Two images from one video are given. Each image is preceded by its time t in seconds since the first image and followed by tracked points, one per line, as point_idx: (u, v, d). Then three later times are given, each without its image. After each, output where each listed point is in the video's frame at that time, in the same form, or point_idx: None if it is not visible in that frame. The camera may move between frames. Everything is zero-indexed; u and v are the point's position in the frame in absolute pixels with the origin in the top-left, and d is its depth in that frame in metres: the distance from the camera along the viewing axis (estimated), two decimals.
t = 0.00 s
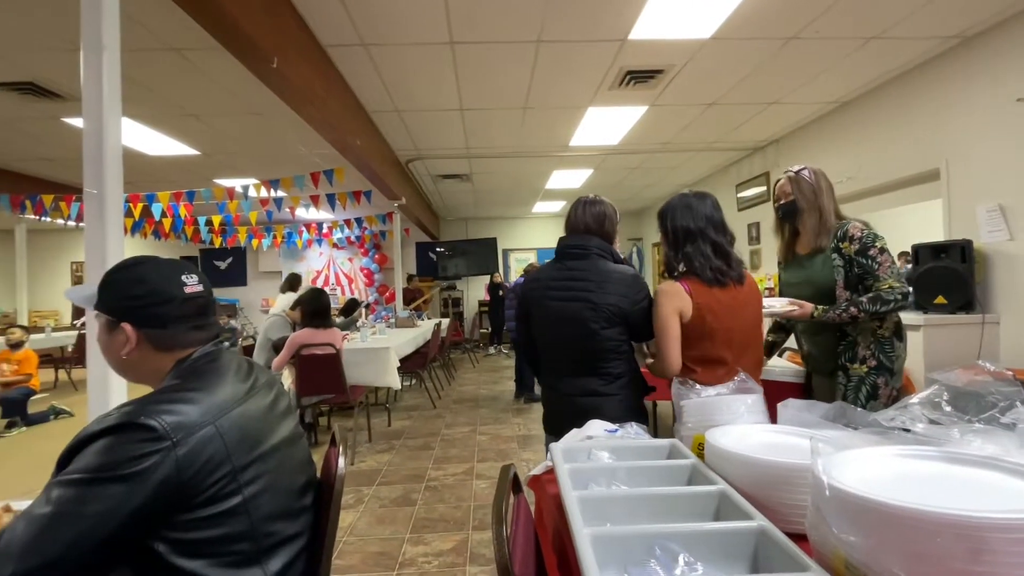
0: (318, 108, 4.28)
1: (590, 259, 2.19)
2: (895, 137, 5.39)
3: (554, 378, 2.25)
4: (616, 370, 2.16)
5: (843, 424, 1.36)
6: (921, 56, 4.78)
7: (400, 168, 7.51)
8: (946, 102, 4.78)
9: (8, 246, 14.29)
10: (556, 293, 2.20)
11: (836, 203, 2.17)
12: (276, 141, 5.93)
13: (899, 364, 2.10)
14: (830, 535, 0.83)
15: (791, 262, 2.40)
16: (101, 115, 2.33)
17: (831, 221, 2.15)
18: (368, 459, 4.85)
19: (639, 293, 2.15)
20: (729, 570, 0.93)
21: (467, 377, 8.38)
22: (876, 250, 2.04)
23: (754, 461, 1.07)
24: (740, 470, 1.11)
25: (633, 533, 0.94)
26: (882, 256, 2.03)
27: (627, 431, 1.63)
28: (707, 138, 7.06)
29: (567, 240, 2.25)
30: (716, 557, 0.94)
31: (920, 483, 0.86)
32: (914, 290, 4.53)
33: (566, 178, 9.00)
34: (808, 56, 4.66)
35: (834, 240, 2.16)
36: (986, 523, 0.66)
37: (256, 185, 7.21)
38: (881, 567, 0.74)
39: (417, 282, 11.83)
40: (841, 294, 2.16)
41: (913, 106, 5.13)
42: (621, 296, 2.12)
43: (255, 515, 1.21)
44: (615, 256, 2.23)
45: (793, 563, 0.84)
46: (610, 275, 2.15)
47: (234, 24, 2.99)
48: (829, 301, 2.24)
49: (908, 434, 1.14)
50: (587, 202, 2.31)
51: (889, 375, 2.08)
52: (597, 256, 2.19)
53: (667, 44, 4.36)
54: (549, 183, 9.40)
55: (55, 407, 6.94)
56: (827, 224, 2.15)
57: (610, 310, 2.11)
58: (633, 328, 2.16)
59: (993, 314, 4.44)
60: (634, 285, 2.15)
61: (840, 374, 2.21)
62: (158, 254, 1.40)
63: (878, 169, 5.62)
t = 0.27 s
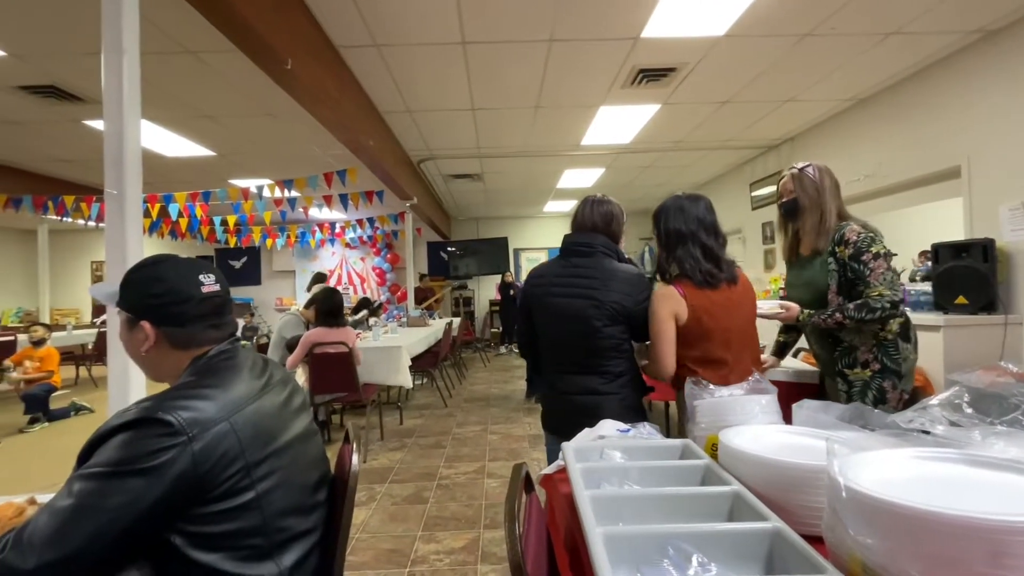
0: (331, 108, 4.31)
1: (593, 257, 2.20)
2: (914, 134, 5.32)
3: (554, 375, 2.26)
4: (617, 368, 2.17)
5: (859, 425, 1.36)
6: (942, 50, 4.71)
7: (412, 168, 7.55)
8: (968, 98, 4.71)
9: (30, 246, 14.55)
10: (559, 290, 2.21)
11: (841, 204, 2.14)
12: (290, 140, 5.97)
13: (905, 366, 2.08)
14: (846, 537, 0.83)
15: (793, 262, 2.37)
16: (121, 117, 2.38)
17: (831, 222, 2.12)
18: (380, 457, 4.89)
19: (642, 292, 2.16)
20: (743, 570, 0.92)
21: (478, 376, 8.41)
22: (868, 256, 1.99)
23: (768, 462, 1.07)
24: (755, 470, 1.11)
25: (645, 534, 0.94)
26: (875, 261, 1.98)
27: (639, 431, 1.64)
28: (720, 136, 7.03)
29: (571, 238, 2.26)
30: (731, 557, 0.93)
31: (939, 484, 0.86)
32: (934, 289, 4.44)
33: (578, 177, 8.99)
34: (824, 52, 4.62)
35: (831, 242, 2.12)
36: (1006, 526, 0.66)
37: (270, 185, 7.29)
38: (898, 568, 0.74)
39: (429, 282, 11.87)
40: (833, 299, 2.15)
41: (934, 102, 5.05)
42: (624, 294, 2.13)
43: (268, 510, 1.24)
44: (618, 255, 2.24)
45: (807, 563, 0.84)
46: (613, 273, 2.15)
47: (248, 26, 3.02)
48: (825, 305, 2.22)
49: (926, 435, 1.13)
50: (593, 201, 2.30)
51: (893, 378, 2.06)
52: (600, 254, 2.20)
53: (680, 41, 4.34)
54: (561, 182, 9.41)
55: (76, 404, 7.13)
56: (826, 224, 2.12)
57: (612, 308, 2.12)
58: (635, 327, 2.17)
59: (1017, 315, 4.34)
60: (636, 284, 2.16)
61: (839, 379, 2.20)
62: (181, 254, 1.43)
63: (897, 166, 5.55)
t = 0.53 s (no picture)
0: (343, 108, 4.34)
1: (599, 255, 2.20)
2: (933, 130, 5.25)
3: (559, 374, 2.26)
4: (622, 367, 2.17)
5: (874, 426, 1.35)
6: (960, 45, 4.65)
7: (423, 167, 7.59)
8: (990, 94, 4.64)
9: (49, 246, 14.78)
10: (563, 289, 2.21)
11: (850, 204, 2.12)
12: (304, 140, 6.02)
13: (916, 367, 2.06)
14: (860, 541, 0.81)
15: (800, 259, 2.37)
16: (138, 118, 2.41)
17: (838, 222, 2.11)
18: (392, 454, 4.93)
19: (648, 290, 2.17)
20: (755, 570, 0.92)
21: (489, 375, 8.45)
22: (871, 258, 1.96)
23: (779, 463, 1.07)
24: (767, 472, 1.10)
25: (656, 533, 0.94)
26: (877, 263, 1.94)
27: (650, 431, 1.64)
28: (732, 134, 7.00)
29: (576, 237, 2.26)
30: (743, 557, 0.92)
31: (955, 485, 0.84)
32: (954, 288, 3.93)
33: (589, 176, 8.99)
34: (838, 48, 4.58)
35: (838, 244, 2.09)
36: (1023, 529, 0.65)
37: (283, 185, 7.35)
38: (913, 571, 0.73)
39: (440, 281, 11.92)
40: (838, 301, 2.13)
41: (953, 98, 4.99)
42: (629, 293, 2.14)
43: (282, 506, 1.25)
44: (623, 254, 2.25)
45: (821, 568, 0.83)
46: (619, 272, 2.16)
47: (261, 28, 3.05)
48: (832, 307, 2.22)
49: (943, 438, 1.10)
50: (597, 200, 2.30)
51: (903, 380, 2.04)
52: (606, 253, 2.21)
53: (692, 39, 4.32)
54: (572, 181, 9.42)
55: (94, 400, 7.26)
56: (832, 225, 2.12)
57: (619, 306, 2.13)
58: (640, 325, 2.18)
59: None
60: (642, 282, 2.17)
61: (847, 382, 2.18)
62: (192, 254, 1.46)
63: (914, 163, 5.49)
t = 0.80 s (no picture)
0: (353, 109, 4.37)
1: (602, 255, 2.21)
2: (947, 127, 5.21)
3: (564, 373, 2.25)
4: (630, 364, 2.18)
5: (888, 427, 1.34)
6: (974, 40, 4.61)
7: (432, 167, 7.62)
8: (1006, 90, 4.59)
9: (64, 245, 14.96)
10: (568, 288, 2.21)
11: (864, 203, 2.11)
12: (313, 140, 6.06)
13: (932, 368, 2.07)
14: (872, 542, 0.81)
15: (814, 259, 2.35)
16: (151, 120, 2.44)
17: (852, 221, 2.09)
18: (401, 453, 4.95)
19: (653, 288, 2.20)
20: (766, 570, 0.92)
21: (497, 374, 8.46)
22: (889, 258, 1.95)
23: (791, 463, 1.06)
24: (778, 472, 1.10)
25: (665, 533, 0.94)
26: (895, 263, 1.94)
27: (659, 431, 1.64)
28: (742, 132, 6.98)
29: (578, 237, 2.26)
30: (753, 556, 0.92)
31: (971, 487, 0.84)
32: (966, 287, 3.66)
33: (598, 175, 8.99)
34: (850, 44, 4.55)
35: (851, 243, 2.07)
36: None
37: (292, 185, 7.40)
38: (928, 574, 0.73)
39: (448, 280, 11.96)
40: (853, 301, 2.09)
41: (967, 94, 4.95)
42: (635, 291, 2.16)
43: (289, 502, 1.27)
44: (625, 252, 2.26)
45: (833, 569, 0.82)
46: (623, 271, 2.17)
47: (271, 29, 3.07)
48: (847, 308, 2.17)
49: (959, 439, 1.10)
50: (593, 200, 2.30)
51: (921, 381, 2.05)
52: (609, 252, 2.22)
53: (701, 37, 4.31)
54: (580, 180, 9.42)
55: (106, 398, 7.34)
56: (846, 224, 2.10)
57: (626, 304, 2.14)
58: (646, 323, 2.20)
59: None
60: (647, 280, 2.19)
61: (861, 384, 2.15)
62: (199, 255, 1.47)
63: (928, 160, 5.45)
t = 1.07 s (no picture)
0: (360, 108, 4.38)
1: (605, 256, 2.20)
2: (956, 125, 5.18)
3: (565, 373, 2.25)
4: (631, 365, 2.19)
5: (896, 429, 1.33)
6: (983, 39, 4.59)
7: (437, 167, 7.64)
8: (1015, 89, 4.56)
9: (74, 245, 15.09)
10: (570, 289, 2.20)
11: (882, 201, 2.11)
12: (319, 140, 6.08)
13: (945, 369, 2.05)
14: (879, 543, 0.80)
15: (829, 258, 2.33)
16: (160, 121, 2.46)
17: (872, 219, 2.09)
18: (406, 452, 4.97)
19: (655, 289, 2.20)
20: (771, 571, 0.92)
21: (502, 373, 8.47)
22: (912, 254, 1.95)
23: (798, 463, 1.06)
24: (785, 473, 1.10)
25: (670, 533, 0.94)
26: (918, 260, 1.94)
27: (664, 431, 1.63)
28: (748, 131, 6.96)
29: (582, 237, 2.26)
30: (758, 558, 0.92)
31: (981, 489, 0.83)
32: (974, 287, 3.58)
33: (604, 174, 8.99)
34: (857, 42, 4.54)
35: (872, 240, 2.09)
36: None
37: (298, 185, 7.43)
38: None
39: (453, 280, 11.98)
40: (874, 299, 2.11)
41: (976, 93, 4.92)
42: (637, 293, 2.15)
43: (296, 500, 1.27)
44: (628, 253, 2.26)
45: (839, 571, 0.82)
46: (626, 272, 2.17)
47: (277, 30, 3.08)
48: (864, 305, 2.17)
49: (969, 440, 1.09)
50: (597, 202, 2.29)
51: (934, 381, 2.03)
52: (612, 253, 2.21)
53: (708, 35, 4.30)
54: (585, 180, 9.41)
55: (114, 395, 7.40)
56: (865, 221, 2.09)
57: (628, 305, 2.14)
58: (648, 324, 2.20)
59: None
60: (649, 282, 2.19)
61: (877, 384, 2.13)
62: (206, 254, 1.48)
63: (936, 159, 5.42)
